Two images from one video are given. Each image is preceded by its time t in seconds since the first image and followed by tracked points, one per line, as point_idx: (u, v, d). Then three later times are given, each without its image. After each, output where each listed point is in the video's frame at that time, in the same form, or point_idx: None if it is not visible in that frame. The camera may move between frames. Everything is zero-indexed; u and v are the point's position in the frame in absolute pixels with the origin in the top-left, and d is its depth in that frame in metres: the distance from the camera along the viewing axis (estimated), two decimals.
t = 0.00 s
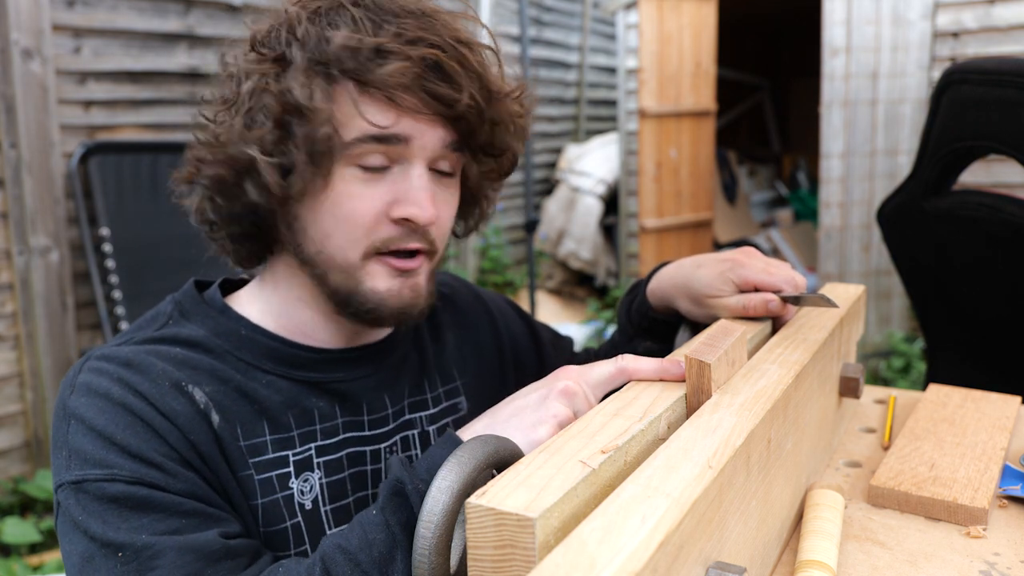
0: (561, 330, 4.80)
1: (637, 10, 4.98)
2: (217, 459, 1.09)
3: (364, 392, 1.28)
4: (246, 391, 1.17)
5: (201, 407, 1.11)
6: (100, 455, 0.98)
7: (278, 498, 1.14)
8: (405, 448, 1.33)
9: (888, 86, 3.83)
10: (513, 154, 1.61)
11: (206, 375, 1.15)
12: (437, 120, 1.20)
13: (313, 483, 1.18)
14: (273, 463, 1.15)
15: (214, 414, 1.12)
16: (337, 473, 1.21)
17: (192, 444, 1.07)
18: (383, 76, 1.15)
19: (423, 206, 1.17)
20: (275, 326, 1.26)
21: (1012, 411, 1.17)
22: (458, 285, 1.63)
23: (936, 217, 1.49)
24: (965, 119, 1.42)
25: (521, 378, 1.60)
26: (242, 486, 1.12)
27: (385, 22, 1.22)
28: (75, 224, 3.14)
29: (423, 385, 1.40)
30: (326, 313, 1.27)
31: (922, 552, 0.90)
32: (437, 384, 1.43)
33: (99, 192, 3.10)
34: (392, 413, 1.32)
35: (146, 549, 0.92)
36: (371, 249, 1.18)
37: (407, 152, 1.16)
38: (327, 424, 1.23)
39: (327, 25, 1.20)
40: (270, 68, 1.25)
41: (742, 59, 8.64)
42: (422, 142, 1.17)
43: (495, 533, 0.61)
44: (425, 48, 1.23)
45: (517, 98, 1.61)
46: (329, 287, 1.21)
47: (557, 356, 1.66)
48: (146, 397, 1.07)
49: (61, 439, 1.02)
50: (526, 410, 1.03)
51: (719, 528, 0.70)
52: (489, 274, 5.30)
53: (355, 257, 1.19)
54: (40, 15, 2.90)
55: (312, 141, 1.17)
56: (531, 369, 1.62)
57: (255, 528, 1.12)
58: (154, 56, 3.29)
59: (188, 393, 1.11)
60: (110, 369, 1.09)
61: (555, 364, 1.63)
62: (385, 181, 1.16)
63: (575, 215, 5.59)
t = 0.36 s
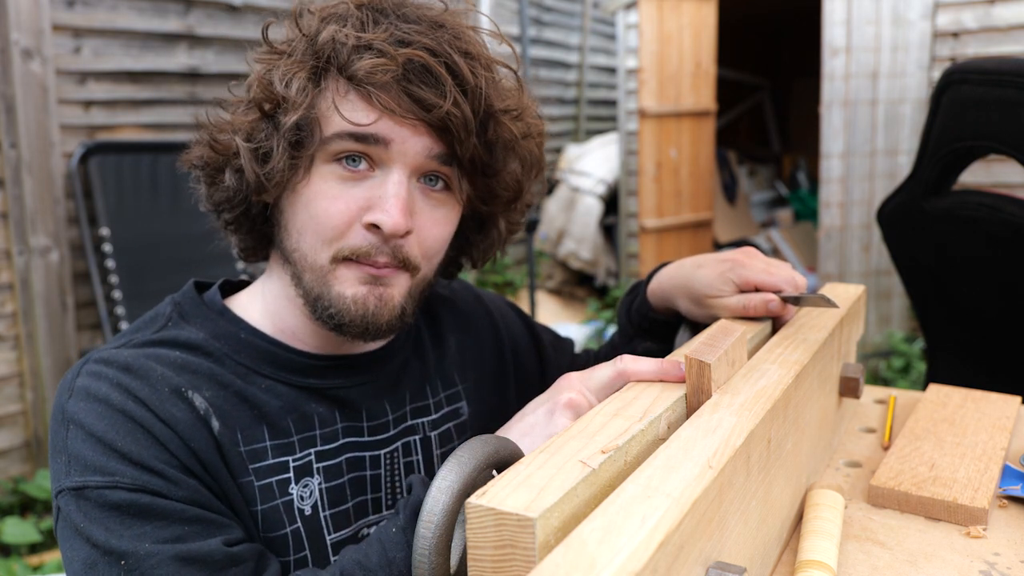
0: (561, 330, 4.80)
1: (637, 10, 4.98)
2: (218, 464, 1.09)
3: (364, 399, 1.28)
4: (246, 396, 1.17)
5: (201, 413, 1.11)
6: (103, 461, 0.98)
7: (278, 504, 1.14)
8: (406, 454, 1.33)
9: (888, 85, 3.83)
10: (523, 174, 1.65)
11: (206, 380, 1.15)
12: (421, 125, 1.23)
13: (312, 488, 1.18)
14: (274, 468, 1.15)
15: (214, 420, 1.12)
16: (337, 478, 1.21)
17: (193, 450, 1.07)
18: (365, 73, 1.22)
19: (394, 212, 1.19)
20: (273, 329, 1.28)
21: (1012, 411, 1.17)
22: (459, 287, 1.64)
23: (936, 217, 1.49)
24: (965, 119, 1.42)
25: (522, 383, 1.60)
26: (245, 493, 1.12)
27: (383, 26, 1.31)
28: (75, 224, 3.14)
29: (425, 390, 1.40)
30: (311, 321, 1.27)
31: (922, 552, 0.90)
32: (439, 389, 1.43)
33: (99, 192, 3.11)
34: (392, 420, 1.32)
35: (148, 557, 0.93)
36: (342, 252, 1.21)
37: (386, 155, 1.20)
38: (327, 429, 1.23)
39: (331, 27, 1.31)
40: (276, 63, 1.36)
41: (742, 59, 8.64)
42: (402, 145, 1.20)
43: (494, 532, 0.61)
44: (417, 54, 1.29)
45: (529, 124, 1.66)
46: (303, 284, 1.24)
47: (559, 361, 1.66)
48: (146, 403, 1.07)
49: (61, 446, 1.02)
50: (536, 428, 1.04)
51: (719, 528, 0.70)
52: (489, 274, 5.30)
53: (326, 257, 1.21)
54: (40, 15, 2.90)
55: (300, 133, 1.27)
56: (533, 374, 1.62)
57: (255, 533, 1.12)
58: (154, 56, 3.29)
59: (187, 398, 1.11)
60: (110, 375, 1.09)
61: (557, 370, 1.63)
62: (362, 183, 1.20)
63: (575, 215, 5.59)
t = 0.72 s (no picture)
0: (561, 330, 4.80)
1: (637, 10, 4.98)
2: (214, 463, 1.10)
3: (360, 398, 1.28)
4: (241, 395, 1.17)
5: (197, 413, 1.11)
6: (98, 465, 0.98)
7: (275, 504, 1.14)
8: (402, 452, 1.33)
9: (888, 85, 3.83)
10: (513, 169, 1.65)
11: (201, 380, 1.15)
12: (411, 119, 1.23)
13: (309, 488, 1.19)
14: (270, 468, 1.15)
15: (211, 420, 1.12)
16: (334, 478, 1.22)
17: (189, 450, 1.08)
18: (353, 67, 1.22)
19: (385, 207, 1.19)
20: (265, 326, 1.29)
21: (1013, 412, 1.17)
22: (456, 286, 1.63)
23: (936, 217, 1.49)
24: (966, 119, 1.42)
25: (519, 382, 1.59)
26: (240, 490, 1.12)
27: (371, 20, 1.31)
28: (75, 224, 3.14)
29: (422, 389, 1.40)
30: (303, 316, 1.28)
31: (922, 552, 0.90)
32: (435, 388, 1.42)
33: (99, 193, 3.11)
34: (389, 418, 1.32)
35: (145, 560, 0.93)
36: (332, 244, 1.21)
37: (376, 150, 1.20)
38: (323, 428, 1.23)
39: (318, 23, 1.31)
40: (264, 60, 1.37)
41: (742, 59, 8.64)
42: (392, 140, 1.21)
43: (495, 533, 0.61)
44: (405, 49, 1.29)
45: (520, 118, 1.66)
46: (294, 280, 1.25)
47: (556, 361, 1.65)
48: (141, 404, 1.07)
49: (56, 451, 1.01)
50: (536, 430, 1.04)
51: (719, 528, 0.70)
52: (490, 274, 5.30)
53: (317, 252, 1.22)
54: (40, 15, 2.90)
55: (289, 129, 1.27)
56: (530, 373, 1.61)
57: (252, 534, 1.12)
58: (154, 56, 3.29)
59: (182, 400, 1.11)
60: (104, 375, 1.08)
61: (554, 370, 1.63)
62: (352, 178, 1.21)
63: (575, 215, 5.59)
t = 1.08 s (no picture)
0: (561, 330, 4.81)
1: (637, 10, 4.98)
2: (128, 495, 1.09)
3: (348, 392, 1.26)
4: (223, 391, 1.16)
5: (156, 430, 1.11)
6: None
7: (256, 501, 1.14)
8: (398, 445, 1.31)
9: (888, 85, 3.83)
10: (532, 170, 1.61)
11: (182, 378, 1.15)
12: (448, 139, 1.20)
13: (298, 484, 1.18)
14: (251, 466, 1.15)
15: (173, 434, 1.12)
16: (325, 473, 1.21)
17: (108, 479, 1.08)
18: (397, 94, 1.15)
19: (428, 223, 1.16)
20: (276, 322, 1.26)
21: (1013, 411, 1.18)
22: (457, 281, 1.59)
23: (936, 217, 1.49)
24: (966, 119, 1.42)
25: (518, 381, 1.55)
26: (195, 498, 1.12)
27: (406, 37, 1.23)
28: (75, 223, 3.14)
29: (417, 381, 1.37)
30: (326, 318, 1.26)
31: (922, 552, 0.90)
32: (433, 380, 1.39)
33: (99, 193, 3.10)
34: (382, 409, 1.30)
35: None
36: (375, 263, 1.19)
37: (418, 171, 1.16)
38: (312, 424, 1.21)
39: (343, 31, 1.22)
40: (292, 74, 1.25)
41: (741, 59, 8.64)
42: (431, 161, 1.17)
43: (495, 532, 0.61)
44: (445, 69, 1.23)
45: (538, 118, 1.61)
46: (330, 292, 1.22)
47: (555, 360, 1.61)
48: (96, 406, 1.09)
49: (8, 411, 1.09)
50: None
51: (719, 528, 0.70)
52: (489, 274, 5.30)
53: (357, 268, 1.19)
54: (40, 15, 2.91)
55: (326, 151, 1.19)
56: (529, 368, 1.57)
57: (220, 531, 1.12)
58: (153, 56, 3.28)
59: (145, 411, 1.11)
60: (89, 366, 1.12)
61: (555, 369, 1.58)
62: (391, 196, 1.17)
63: (575, 215, 5.59)
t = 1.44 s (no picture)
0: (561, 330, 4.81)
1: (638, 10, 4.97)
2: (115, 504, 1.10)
3: (326, 393, 1.25)
4: (201, 395, 1.17)
5: (136, 438, 1.11)
6: None
7: (236, 503, 1.14)
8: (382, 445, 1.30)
9: (888, 85, 3.82)
10: (492, 159, 1.66)
11: (159, 385, 1.15)
12: (395, 105, 1.26)
13: (279, 485, 1.18)
14: (231, 470, 1.15)
15: (152, 442, 1.12)
16: (306, 473, 1.21)
17: (94, 488, 1.08)
18: (342, 53, 1.25)
19: (373, 187, 1.20)
20: (247, 319, 1.27)
21: (1013, 412, 1.18)
22: (447, 283, 1.58)
23: (936, 217, 1.49)
24: (966, 119, 1.42)
25: (508, 377, 1.55)
26: (178, 504, 1.11)
27: (359, 11, 1.33)
28: (75, 223, 3.14)
29: (399, 380, 1.35)
30: (291, 305, 1.26)
31: (922, 552, 0.90)
32: (418, 379, 1.38)
33: (99, 193, 3.11)
34: (362, 409, 1.29)
35: None
36: (320, 230, 1.21)
37: (365, 133, 1.23)
38: (292, 426, 1.21)
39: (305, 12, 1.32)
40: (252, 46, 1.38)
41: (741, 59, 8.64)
42: (378, 124, 1.23)
43: (495, 533, 0.61)
44: (392, 36, 1.31)
45: (500, 111, 1.67)
46: (280, 264, 1.24)
47: (548, 357, 1.59)
48: (76, 415, 1.09)
49: None
50: None
51: (719, 528, 0.70)
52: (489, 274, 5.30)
53: (304, 235, 1.22)
54: (40, 15, 2.91)
55: (279, 112, 1.28)
56: (521, 367, 1.56)
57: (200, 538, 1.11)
58: (153, 56, 3.28)
59: (125, 419, 1.11)
60: (69, 377, 1.13)
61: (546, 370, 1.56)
62: (340, 161, 1.22)
63: (575, 215, 5.59)
